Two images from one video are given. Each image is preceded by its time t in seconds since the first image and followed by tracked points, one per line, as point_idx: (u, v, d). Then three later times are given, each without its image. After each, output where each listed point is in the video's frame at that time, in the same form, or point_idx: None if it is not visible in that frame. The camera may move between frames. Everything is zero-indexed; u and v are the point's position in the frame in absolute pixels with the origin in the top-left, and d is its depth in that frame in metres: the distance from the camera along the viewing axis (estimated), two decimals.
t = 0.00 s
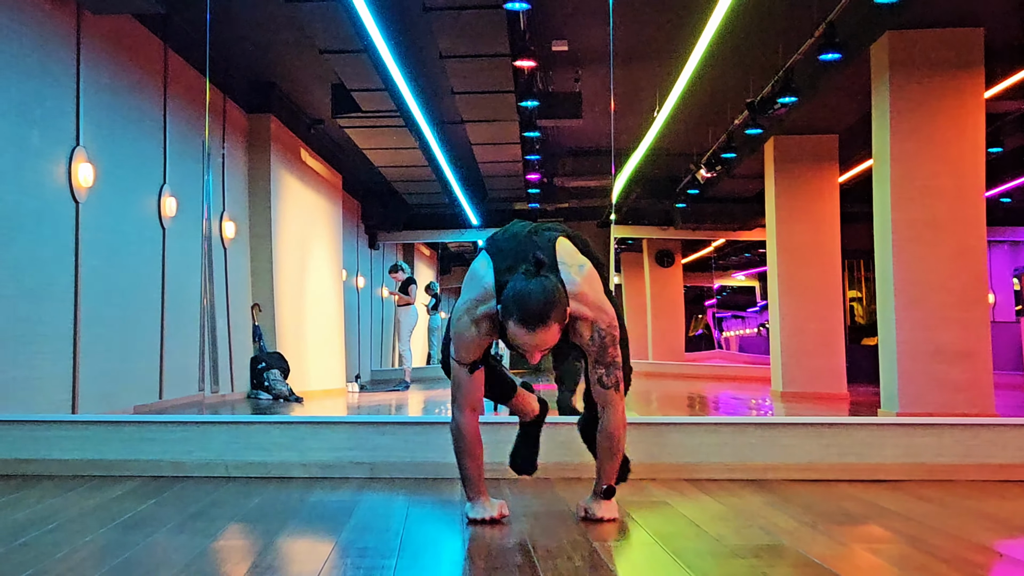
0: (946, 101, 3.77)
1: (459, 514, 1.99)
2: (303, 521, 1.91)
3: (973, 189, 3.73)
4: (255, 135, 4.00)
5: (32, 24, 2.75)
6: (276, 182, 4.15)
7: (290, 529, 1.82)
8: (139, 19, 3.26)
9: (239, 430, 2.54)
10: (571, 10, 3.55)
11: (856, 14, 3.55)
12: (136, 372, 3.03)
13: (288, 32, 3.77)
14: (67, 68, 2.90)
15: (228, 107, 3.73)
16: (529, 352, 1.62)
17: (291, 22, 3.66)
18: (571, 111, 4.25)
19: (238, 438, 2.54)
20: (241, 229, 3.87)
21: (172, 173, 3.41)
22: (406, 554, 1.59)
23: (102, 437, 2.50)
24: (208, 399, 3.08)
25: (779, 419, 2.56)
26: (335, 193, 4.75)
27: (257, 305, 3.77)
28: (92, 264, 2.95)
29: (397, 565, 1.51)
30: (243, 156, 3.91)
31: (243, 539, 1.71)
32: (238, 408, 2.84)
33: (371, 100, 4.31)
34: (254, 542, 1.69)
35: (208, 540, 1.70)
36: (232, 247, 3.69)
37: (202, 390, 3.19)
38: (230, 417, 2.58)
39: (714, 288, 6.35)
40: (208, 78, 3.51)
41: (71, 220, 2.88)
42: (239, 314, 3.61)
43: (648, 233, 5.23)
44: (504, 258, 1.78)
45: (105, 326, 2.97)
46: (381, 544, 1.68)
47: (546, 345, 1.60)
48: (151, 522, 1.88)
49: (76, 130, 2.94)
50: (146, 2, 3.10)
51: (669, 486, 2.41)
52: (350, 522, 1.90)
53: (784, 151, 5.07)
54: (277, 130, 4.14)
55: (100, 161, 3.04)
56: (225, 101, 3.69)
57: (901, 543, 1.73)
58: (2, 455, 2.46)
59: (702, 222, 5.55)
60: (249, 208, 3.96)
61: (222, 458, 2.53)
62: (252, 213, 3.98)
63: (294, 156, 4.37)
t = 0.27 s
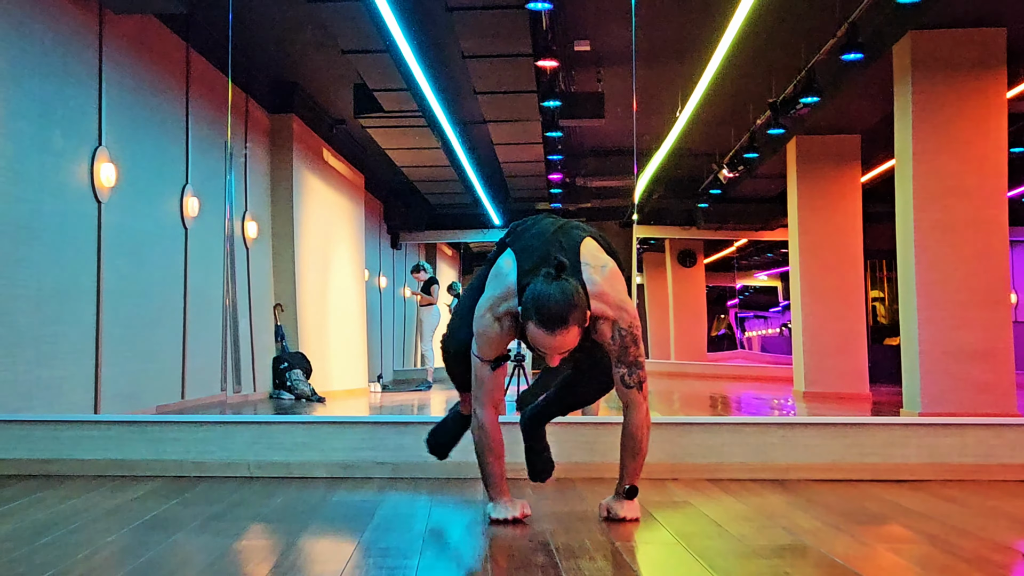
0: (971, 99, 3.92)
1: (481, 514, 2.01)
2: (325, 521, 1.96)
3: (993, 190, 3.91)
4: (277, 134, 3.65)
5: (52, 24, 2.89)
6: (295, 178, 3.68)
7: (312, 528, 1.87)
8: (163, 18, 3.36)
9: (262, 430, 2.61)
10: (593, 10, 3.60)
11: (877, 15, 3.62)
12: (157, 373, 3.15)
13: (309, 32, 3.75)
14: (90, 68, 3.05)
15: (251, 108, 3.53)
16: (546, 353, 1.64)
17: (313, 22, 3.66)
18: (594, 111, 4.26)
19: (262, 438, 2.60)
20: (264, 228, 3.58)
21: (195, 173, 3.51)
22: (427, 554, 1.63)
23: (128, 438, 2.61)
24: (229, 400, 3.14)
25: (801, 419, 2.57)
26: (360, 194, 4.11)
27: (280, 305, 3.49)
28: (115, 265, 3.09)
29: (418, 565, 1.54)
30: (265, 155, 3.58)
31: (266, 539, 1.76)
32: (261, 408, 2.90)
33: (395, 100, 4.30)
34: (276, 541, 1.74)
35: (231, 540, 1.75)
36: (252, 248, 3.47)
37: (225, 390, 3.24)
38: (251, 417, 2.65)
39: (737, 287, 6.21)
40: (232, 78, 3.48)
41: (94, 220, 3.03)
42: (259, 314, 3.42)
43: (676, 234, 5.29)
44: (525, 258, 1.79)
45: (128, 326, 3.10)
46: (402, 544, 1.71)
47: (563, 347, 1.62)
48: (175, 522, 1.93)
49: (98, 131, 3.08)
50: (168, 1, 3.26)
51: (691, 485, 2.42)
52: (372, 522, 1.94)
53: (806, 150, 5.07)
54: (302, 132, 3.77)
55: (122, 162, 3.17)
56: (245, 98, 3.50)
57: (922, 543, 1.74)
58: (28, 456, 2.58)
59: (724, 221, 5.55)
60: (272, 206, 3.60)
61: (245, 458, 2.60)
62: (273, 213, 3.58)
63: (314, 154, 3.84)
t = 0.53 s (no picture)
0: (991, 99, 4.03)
1: (503, 515, 2.04)
2: (347, 521, 1.99)
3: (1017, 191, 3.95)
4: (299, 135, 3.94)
5: (81, 30, 3.00)
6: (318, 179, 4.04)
7: (333, 528, 1.90)
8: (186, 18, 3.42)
9: (283, 430, 2.69)
10: (614, 10, 3.69)
11: (900, 15, 3.71)
12: (178, 372, 3.25)
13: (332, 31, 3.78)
14: (114, 70, 3.16)
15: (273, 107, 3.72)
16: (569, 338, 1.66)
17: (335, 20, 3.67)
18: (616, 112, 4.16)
19: (283, 439, 2.68)
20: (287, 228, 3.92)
21: (217, 174, 3.65)
22: (449, 554, 1.66)
23: (148, 437, 2.70)
24: (250, 399, 3.26)
25: (823, 419, 2.60)
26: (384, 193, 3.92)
27: (302, 305, 3.81)
28: (138, 264, 3.19)
29: (440, 565, 1.57)
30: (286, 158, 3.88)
31: (288, 539, 1.79)
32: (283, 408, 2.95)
33: (415, 99, 3.94)
34: (297, 542, 1.77)
35: (253, 540, 1.78)
36: (276, 247, 3.77)
37: (247, 390, 3.36)
38: (272, 417, 2.72)
39: (759, 288, 6.19)
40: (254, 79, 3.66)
41: (114, 219, 3.11)
42: (283, 314, 3.72)
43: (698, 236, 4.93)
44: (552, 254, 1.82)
45: (149, 324, 3.18)
46: (424, 544, 1.74)
47: (591, 333, 1.63)
48: (196, 522, 1.97)
49: (121, 131, 3.17)
50: (190, 2, 3.37)
51: (713, 485, 2.44)
52: (395, 522, 1.98)
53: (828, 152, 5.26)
54: (323, 131, 4.01)
55: (144, 161, 3.27)
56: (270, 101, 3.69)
57: (946, 543, 1.75)
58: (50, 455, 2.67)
59: (747, 222, 5.23)
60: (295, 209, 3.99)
61: (267, 457, 2.67)
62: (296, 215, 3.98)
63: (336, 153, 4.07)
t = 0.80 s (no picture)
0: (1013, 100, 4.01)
1: (526, 515, 2.06)
2: (370, 521, 2.02)
3: None
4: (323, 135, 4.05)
5: (102, 29, 3.01)
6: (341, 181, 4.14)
7: (356, 528, 1.94)
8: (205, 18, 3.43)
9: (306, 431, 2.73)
10: (637, 10, 3.64)
11: (921, 15, 3.75)
12: (201, 372, 3.27)
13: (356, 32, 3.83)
14: (136, 69, 3.16)
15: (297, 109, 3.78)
16: (586, 314, 1.71)
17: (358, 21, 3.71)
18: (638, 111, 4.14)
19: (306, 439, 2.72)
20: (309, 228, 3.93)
21: (238, 173, 3.63)
22: (471, 554, 1.69)
23: (171, 437, 2.76)
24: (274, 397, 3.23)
25: (845, 419, 2.62)
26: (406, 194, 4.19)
27: (325, 305, 3.79)
28: (158, 262, 3.22)
29: (462, 565, 1.59)
30: (309, 154, 3.96)
31: (310, 539, 1.82)
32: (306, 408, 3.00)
33: (437, 99, 4.15)
34: (320, 542, 1.80)
35: (276, 540, 1.81)
36: (298, 247, 3.77)
37: (269, 389, 3.25)
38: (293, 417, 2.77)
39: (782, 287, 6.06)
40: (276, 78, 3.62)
41: (136, 218, 3.12)
42: (305, 314, 3.67)
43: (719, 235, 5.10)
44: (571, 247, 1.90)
45: (171, 322, 3.22)
46: (446, 545, 1.77)
47: (609, 308, 1.69)
48: (216, 523, 2.00)
49: (143, 131, 3.19)
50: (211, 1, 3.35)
51: (734, 484, 2.45)
52: (417, 523, 2.01)
53: (850, 152, 5.31)
54: (346, 132, 4.17)
55: (166, 160, 3.29)
56: (295, 102, 3.76)
57: (968, 543, 1.75)
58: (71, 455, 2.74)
59: (770, 222, 5.53)
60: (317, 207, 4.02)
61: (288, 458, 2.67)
62: (319, 213, 4.00)
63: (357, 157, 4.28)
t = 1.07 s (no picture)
0: None
1: (548, 515, 2.09)
2: (394, 522, 2.06)
3: None
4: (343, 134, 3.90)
5: (124, 28, 3.17)
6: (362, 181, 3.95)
7: (380, 529, 1.97)
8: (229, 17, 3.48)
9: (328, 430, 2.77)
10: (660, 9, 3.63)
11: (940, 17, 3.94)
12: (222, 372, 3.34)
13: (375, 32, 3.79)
14: (158, 69, 3.30)
15: (318, 108, 3.75)
16: (597, 292, 1.78)
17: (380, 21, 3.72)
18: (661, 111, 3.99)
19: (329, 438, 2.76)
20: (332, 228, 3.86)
21: (261, 173, 3.66)
22: (495, 554, 1.71)
23: (194, 437, 2.80)
24: (296, 399, 3.28)
25: (868, 419, 2.62)
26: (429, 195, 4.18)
27: (347, 305, 3.71)
28: (182, 264, 3.35)
29: (485, 565, 1.62)
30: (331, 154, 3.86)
31: (333, 540, 1.84)
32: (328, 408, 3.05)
33: (461, 99, 4.04)
34: (342, 542, 1.82)
35: (298, 540, 1.83)
36: (320, 248, 3.70)
37: (291, 390, 3.37)
38: (315, 417, 2.82)
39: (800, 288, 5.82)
40: (298, 78, 3.65)
41: (157, 217, 3.26)
42: (327, 314, 3.63)
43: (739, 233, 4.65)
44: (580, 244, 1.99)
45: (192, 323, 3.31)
46: (470, 545, 1.80)
47: (618, 284, 1.77)
48: (237, 522, 2.01)
49: (166, 132, 3.35)
50: None
51: (756, 485, 2.46)
52: (440, 523, 2.04)
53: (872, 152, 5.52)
54: (368, 132, 3.96)
55: (188, 160, 3.42)
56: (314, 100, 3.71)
57: (991, 543, 1.76)
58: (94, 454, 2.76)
59: (792, 222, 5.16)
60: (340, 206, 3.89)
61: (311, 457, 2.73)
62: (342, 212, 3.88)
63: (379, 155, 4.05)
